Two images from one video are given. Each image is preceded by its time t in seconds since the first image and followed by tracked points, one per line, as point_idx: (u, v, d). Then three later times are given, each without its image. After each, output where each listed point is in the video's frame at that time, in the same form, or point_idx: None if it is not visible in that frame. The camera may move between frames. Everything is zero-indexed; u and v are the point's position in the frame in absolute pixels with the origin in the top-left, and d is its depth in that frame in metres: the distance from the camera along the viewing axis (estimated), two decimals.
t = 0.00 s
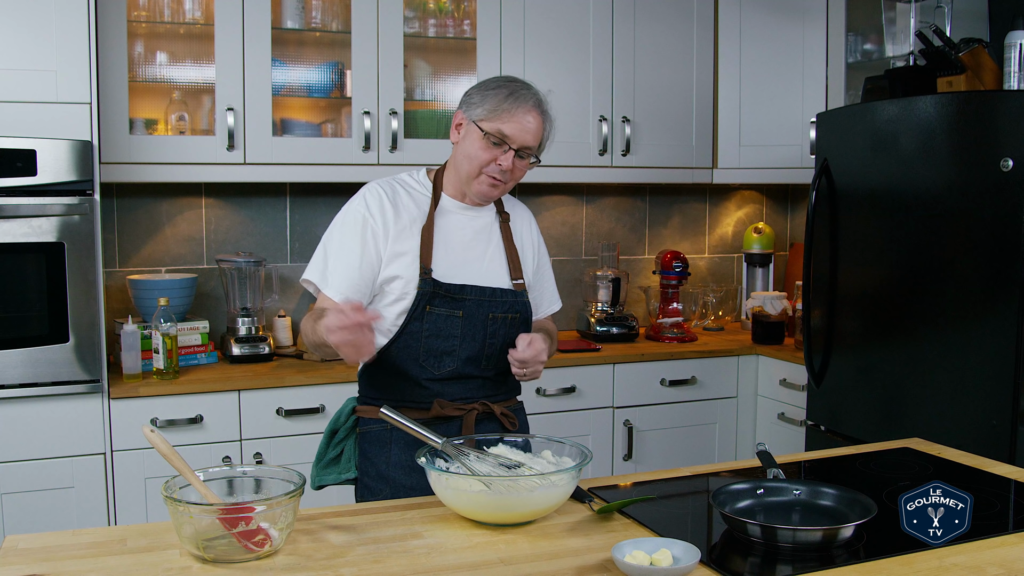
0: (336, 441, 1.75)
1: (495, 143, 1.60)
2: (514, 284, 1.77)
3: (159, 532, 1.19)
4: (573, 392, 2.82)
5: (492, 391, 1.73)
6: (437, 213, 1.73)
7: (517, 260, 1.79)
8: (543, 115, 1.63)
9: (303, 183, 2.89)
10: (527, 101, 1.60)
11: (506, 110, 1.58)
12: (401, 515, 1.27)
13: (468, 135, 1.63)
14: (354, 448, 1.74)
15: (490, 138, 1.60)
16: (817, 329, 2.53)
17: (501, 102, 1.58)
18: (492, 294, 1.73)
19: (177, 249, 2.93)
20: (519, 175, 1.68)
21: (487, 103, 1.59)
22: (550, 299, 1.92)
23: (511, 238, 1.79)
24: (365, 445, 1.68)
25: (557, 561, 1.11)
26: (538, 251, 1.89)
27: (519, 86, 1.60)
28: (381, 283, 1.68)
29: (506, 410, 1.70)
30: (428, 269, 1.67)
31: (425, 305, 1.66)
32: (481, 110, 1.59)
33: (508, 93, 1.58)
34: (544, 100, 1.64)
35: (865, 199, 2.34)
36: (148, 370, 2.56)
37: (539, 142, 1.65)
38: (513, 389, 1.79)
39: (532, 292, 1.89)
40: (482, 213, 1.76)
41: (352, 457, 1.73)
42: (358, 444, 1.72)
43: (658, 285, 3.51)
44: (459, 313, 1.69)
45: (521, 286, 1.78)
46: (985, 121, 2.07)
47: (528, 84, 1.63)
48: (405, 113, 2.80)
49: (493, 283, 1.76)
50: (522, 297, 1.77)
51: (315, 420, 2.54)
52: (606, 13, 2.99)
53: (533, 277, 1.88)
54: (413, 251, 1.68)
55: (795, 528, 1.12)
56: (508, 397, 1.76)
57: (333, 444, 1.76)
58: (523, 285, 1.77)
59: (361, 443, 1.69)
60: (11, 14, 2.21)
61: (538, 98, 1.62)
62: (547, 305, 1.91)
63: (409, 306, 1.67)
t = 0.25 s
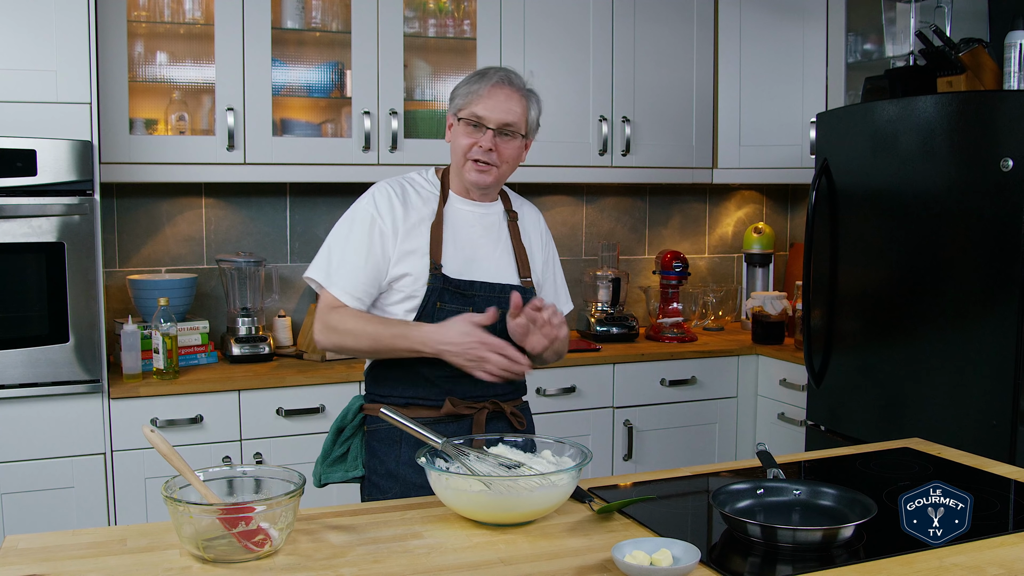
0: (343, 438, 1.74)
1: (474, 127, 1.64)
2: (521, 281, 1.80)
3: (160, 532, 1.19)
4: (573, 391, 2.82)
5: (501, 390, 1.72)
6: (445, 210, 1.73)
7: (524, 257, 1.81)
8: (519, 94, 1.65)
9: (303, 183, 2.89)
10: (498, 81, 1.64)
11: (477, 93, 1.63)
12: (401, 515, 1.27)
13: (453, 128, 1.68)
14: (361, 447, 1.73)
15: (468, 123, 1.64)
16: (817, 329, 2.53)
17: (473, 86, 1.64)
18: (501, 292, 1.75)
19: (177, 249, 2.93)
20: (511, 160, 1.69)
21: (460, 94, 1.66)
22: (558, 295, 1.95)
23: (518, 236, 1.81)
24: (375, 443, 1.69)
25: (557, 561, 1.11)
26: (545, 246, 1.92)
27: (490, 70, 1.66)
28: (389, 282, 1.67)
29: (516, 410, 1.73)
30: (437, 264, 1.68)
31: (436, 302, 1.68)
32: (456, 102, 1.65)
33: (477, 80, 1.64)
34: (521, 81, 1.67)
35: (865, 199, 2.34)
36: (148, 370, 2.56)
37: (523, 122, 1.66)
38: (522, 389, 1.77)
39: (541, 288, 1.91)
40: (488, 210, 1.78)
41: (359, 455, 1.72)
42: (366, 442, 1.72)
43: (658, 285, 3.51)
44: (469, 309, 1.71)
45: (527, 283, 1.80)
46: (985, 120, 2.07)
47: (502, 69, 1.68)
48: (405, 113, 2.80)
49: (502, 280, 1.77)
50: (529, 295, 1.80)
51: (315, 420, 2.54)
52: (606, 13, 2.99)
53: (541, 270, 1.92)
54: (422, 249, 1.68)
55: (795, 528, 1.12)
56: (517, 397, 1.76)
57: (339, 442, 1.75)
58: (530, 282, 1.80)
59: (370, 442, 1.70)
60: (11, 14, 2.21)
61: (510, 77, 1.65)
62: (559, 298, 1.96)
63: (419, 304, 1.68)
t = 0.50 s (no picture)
0: (348, 438, 1.74)
1: (467, 129, 1.65)
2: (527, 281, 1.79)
3: (160, 532, 1.19)
4: (573, 392, 2.82)
5: (505, 389, 1.73)
6: (450, 210, 1.74)
7: (529, 255, 1.81)
8: (508, 92, 1.66)
9: (303, 183, 2.89)
10: (487, 81, 1.66)
11: (467, 96, 1.65)
12: (401, 515, 1.27)
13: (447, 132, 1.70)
14: (366, 446, 1.74)
15: (460, 126, 1.66)
16: (817, 329, 2.53)
17: (462, 89, 1.66)
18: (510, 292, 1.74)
19: (177, 249, 2.93)
20: (507, 159, 1.69)
21: (451, 98, 1.68)
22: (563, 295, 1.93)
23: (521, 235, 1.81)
24: (380, 442, 1.70)
25: (557, 561, 1.11)
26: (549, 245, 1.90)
27: (478, 72, 1.67)
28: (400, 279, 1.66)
29: (523, 410, 1.72)
30: (446, 263, 1.67)
31: (446, 300, 1.67)
32: (448, 107, 1.67)
33: (466, 82, 1.66)
34: (509, 79, 1.69)
35: (866, 199, 2.34)
36: (148, 370, 2.56)
37: (515, 120, 1.67)
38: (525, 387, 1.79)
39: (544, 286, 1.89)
40: (490, 209, 1.78)
41: (365, 454, 1.74)
42: (371, 442, 1.72)
43: (658, 285, 3.51)
44: (478, 308, 1.70)
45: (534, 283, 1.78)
46: (985, 120, 2.07)
47: (490, 69, 1.69)
48: (405, 113, 2.80)
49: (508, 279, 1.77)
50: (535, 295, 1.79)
51: (315, 420, 2.54)
52: (606, 13, 2.99)
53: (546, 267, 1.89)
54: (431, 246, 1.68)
55: (795, 528, 1.12)
56: (521, 395, 1.77)
57: (344, 442, 1.74)
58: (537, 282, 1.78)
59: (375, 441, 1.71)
60: (11, 14, 2.21)
61: (498, 76, 1.67)
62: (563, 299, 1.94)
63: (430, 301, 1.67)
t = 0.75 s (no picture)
0: (352, 438, 1.72)
1: (470, 130, 1.65)
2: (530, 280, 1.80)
3: (160, 532, 1.19)
4: (573, 392, 2.82)
5: (511, 389, 1.73)
6: (453, 211, 1.73)
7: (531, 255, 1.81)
8: (509, 92, 1.66)
9: (303, 183, 2.89)
10: (488, 82, 1.65)
11: (469, 97, 1.65)
12: (401, 515, 1.27)
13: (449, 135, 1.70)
14: (370, 447, 1.73)
15: (463, 127, 1.66)
16: (817, 329, 2.53)
17: (463, 91, 1.66)
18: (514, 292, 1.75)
19: (177, 249, 2.93)
20: (511, 159, 1.70)
21: (453, 99, 1.68)
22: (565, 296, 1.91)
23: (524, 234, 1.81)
24: (387, 443, 1.71)
25: (557, 561, 1.11)
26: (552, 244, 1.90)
27: (478, 72, 1.67)
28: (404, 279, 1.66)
29: (527, 410, 1.73)
30: (451, 264, 1.68)
31: (452, 301, 1.67)
32: (450, 108, 1.67)
33: (467, 83, 1.66)
34: (511, 79, 1.69)
35: (865, 200, 2.34)
36: (148, 370, 2.56)
37: (517, 120, 1.67)
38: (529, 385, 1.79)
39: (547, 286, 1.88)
40: (493, 209, 1.78)
41: (370, 454, 1.72)
42: (376, 442, 1.71)
43: (658, 285, 3.51)
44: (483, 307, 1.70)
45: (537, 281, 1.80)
46: (985, 121, 2.07)
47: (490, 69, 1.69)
48: (405, 113, 2.80)
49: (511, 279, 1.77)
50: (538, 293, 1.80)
51: (315, 420, 2.54)
52: (606, 13, 2.99)
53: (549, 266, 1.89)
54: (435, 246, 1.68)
55: (795, 528, 1.12)
56: (524, 394, 1.77)
57: (348, 442, 1.73)
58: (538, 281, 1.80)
59: (381, 442, 1.71)
60: (11, 14, 2.21)
61: (499, 77, 1.67)
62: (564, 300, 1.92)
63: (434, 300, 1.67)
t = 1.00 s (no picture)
0: (355, 436, 1.73)
1: (453, 124, 1.65)
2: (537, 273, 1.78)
3: (160, 532, 1.19)
4: (574, 392, 2.82)
5: (519, 390, 1.72)
6: (455, 206, 1.73)
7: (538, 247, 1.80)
8: (485, 78, 1.66)
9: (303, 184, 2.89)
10: (462, 72, 1.65)
11: (446, 92, 1.65)
12: (402, 515, 1.27)
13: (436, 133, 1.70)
14: (373, 444, 1.74)
15: (445, 122, 1.66)
16: (817, 329, 2.53)
17: (439, 87, 1.66)
18: (521, 286, 1.72)
19: (177, 249, 2.93)
20: (501, 146, 1.68)
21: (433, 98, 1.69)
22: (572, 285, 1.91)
23: (529, 226, 1.80)
24: (388, 443, 1.71)
25: (557, 561, 1.11)
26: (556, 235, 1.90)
27: (453, 66, 1.68)
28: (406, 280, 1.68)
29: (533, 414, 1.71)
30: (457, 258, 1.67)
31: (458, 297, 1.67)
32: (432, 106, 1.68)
33: (442, 78, 1.67)
34: (485, 66, 1.68)
35: (866, 199, 2.34)
36: (148, 370, 2.56)
37: (498, 105, 1.66)
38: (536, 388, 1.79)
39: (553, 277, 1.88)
40: (496, 202, 1.77)
41: (372, 454, 1.73)
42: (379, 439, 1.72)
43: (658, 285, 3.51)
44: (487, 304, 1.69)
45: (544, 274, 1.79)
46: (985, 121, 2.07)
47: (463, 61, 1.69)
48: (405, 113, 2.80)
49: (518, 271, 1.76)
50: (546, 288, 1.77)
51: (315, 420, 2.54)
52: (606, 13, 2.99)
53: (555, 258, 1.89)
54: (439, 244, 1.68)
55: (795, 528, 1.12)
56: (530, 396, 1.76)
57: (350, 440, 1.74)
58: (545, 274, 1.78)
59: (384, 440, 1.71)
60: (11, 14, 2.21)
61: (473, 66, 1.66)
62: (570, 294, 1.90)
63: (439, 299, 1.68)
